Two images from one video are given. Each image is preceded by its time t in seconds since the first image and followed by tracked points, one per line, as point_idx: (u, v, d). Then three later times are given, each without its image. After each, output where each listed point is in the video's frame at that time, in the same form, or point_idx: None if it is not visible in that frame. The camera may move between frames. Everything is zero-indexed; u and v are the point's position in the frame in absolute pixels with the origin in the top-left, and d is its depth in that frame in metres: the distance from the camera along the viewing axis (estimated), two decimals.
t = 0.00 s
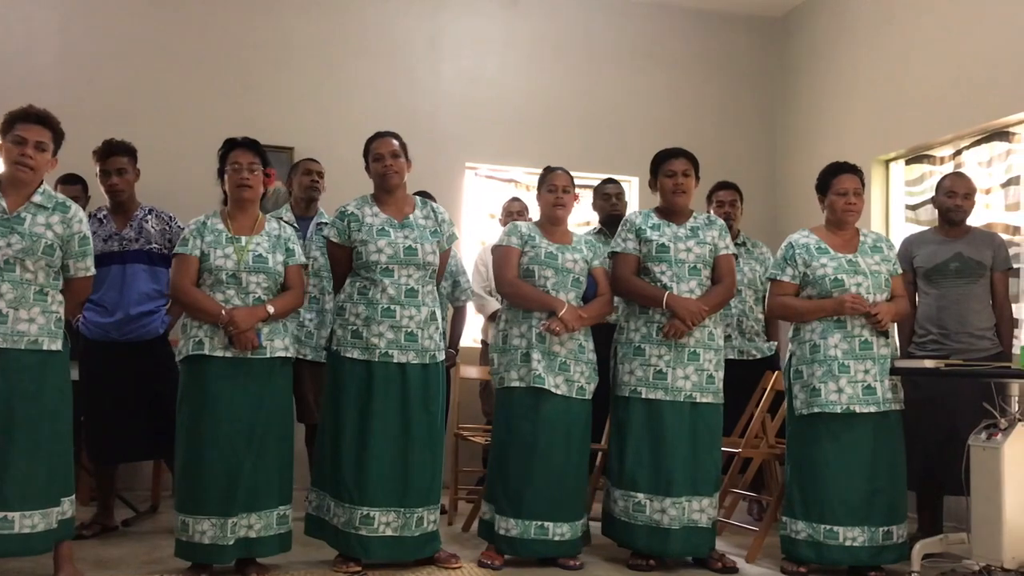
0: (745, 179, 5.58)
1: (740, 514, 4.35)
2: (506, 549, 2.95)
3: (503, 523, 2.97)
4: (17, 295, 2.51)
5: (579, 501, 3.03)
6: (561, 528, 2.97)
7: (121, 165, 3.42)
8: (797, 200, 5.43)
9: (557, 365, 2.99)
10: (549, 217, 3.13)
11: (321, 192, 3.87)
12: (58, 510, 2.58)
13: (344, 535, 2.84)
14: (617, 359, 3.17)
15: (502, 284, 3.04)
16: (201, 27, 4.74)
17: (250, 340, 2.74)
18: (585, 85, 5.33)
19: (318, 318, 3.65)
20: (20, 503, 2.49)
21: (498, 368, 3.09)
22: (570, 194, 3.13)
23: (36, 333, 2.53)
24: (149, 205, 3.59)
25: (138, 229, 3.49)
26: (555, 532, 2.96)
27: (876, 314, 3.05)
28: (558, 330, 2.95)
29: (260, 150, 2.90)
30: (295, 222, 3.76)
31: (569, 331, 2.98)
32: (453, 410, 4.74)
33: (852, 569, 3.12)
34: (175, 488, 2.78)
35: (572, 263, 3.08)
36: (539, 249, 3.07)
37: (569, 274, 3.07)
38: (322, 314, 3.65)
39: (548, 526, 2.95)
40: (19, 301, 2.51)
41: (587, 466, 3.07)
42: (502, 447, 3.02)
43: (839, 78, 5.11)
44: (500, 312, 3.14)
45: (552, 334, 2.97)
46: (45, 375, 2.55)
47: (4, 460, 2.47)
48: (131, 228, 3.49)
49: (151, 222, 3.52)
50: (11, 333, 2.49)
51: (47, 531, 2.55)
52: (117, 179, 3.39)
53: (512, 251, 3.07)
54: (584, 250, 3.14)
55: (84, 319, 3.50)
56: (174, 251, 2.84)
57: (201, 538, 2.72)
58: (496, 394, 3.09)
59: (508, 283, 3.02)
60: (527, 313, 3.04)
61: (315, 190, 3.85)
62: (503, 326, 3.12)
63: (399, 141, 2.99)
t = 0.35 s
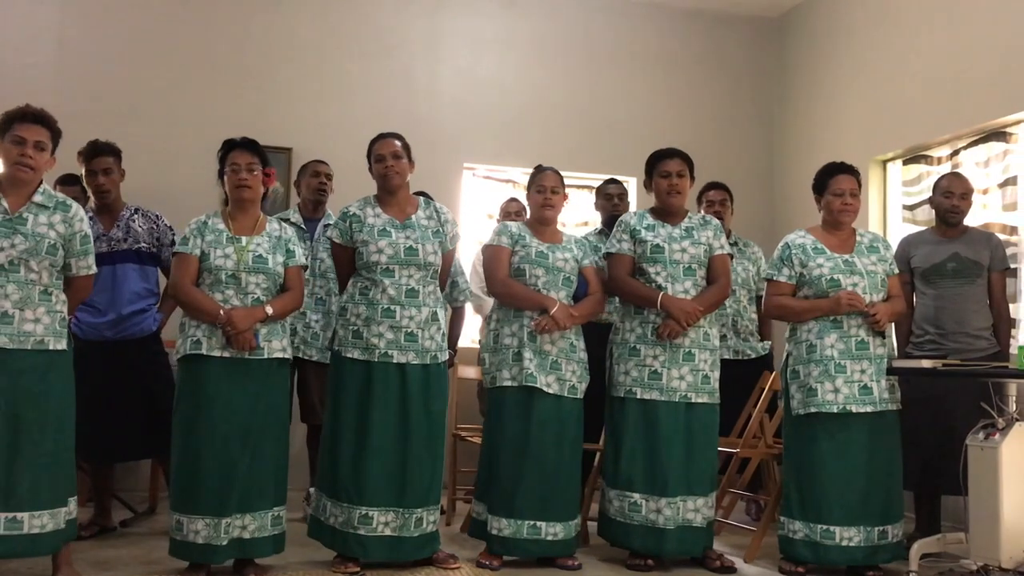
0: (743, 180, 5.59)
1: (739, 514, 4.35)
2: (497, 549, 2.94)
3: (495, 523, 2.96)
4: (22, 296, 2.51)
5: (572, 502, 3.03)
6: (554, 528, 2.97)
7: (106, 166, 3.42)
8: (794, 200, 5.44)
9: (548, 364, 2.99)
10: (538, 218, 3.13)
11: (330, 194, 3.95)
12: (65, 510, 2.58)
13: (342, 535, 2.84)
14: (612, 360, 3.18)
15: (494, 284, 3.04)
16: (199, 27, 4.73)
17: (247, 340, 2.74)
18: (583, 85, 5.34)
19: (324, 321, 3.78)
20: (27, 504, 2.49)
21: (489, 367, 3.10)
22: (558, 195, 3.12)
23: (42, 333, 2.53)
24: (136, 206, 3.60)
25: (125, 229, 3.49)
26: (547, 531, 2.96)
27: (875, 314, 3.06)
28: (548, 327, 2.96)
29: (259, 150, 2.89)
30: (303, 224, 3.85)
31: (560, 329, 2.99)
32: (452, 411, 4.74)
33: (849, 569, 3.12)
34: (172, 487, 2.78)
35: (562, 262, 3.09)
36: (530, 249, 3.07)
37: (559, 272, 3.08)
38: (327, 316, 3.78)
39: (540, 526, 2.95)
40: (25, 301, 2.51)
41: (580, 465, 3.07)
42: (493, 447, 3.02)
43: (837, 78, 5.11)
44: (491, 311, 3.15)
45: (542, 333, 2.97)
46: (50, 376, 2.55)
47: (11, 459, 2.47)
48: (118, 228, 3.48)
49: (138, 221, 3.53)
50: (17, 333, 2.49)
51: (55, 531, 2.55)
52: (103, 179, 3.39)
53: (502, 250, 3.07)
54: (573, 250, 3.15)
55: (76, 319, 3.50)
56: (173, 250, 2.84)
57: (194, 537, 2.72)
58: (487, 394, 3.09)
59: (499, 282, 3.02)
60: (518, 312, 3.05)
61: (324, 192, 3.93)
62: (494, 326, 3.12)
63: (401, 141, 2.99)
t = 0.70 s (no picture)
0: (744, 180, 5.58)
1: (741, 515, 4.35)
2: (494, 549, 2.95)
3: (492, 523, 2.96)
4: (36, 295, 2.51)
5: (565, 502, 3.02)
6: (550, 528, 2.97)
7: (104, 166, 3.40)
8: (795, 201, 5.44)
9: (542, 363, 2.99)
10: (530, 219, 3.13)
11: (341, 195, 3.99)
12: (81, 508, 2.60)
13: (347, 535, 2.84)
14: (612, 360, 3.18)
15: (487, 284, 3.04)
16: (201, 27, 4.74)
17: (250, 340, 2.74)
18: (584, 85, 5.34)
19: (335, 321, 3.90)
20: (44, 502, 2.51)
21: (483, 368, 3.09)
22: (548, 195, 3.12)
23: (56, 332, 2.54)
24: (137, 205, 3.58)
25: (127, 228, 3.48)
26: (543, 531, 2.96)
27: (876, 313, 3.05)
28: (540, 326, 2.96)
29: (264, 150, 2.89)
30: (315, 224, 3.97)
31: (554, 327, 2.98)
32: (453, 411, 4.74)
33: (851, 570, 3.12)
34: (171, 484, 2.78)
35: (554, 261, 3.08)
36: (521, 249, 3.07)
37: (551, 271, 3.07)
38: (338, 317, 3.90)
39: (536, 526, 2.95)
40: (39, 300, 2.52)
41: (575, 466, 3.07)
42: (489, 446, 3.03)
43: (839, 78, 5.11)
44: (485, 312, 3.15)
45: (534, 331, 2.97)
46: (64, 375, 2.55)
47: (28, 458, 2.49)
48: (120, 228, 3.47)
49: (139, 221, 3.52)
50: (32, 332, 2.50)
51: (71, 530, 2.57)
52: (101, 180, 3.37)
53: (494, 251, 3.08)
54: (566, 248, 3.14)
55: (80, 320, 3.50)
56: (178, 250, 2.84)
57: (193, 537, 2.72)
58: (481, 395, 3.09)
59: (492, 283, 3.03)
60: (511, 312, 3.04)
61: (335, 194, 3.97)
62: (488, 327, 3.11)
63: (408, 142, 2.99)
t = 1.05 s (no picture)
0: (745, 181, 5.58)
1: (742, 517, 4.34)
2: (490, 549, 2.95)
3: (487, 523, 2.97)
4: (50, 295, 2.53)
5: (564, 501, 3.02)
6: (547, 528, 2.97)
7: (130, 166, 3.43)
8: (797, 202, 5.43)
9: (538, 363, 3.00)
10: (522, 220, 3.13)
11: (348, 197, 4.03)
12: (97, 507, 2.62)
13: (353, 535, 2.86)
14: (612, 361, 3.18)
15: (481, 284, 3.04)
16: (203, 29, 4.76)
17: (256, 340, 2.74)
18: (585, 86, 5.34)
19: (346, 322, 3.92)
20: (63, 501, 2.52)
21: (479, 368, 3.09)
22: (539, 194, 3.12)
23: (71, 332, 2.55)
24: (160, 208, 3.61)
25: (149, 229, 3.50)
26: (540, 531, 2.96)
27: (872, 314, 3.05)
28: (537, 324, 2.94)
29: (268, 151, 2.90)
30: (323, 225, 3.99)
31: (550, 324, 2.97)
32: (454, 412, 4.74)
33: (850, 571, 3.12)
34: (172, 484, 2.78)
35: (548, 259, 3.09)
36: (515, 248, 3.08)
37: (546, 270, 3.08)
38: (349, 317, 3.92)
39: (533, 526, 2.95)
40: (53, 301, 2.53)
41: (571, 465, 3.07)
42: (484, 446, 3.03)
43: (841, 79, 5.11)
44: (479, 311, 3.15)
45: (530, 328, 2.97)
46: (79, 374, 2.57)
47: (46, 458, 2.50)
48: (143, 229, 3.50)
49: (162, 223, 3.54)
50: (47, 333, 2.51)
51: (89, 528, 2.59)
52: (126, 178, 3.40)
53: (489, 251, 3.08)
54: (560, 247, 3.16)
55: (100, 320, 3.52)
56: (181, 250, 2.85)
57: (198, 536, 2.72)
58: (476, 394, 3.09)
59: (486, 283, 3.02)
60: (507, 311, 3.05)
61: (343, 195, 4.01)
62: (484, 327, 3.12)
63: (415, 143, 3.00)
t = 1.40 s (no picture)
0: (743, 182, 5.58)
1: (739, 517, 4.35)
2: (488, 550, 2.95)
3: (485, 525, 2.97)
4: (60, 297, 2.53)
5: (562, 502, 3.03)
6: (544, 529, 2.97)
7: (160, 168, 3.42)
8: (795, 203, 5.43)
9: (534, 364, 3.00)
10: (516, 220, 3.13)
11: (351, 200, 4.00)
12: (110, 507, 2.62)
13: (352, 536, 2.86)
14: (611, 362, 3.18)
15: (476, 286, 3.04)
16: (202, 29, 4.75)
17: (255, 341, 2.74)
18: (584, 87, 5.34)
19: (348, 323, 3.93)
20: (76, 502, 2.52)
21: (474, 369, 3.09)
22: (531, 195, 3.11)
23: (80, 334, 2.55)
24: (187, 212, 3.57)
25: (174, 234, 3.45)
26: (538, 532, 2.96)
27: (866, 314, 3.06)
28: (531, 327, 2.96)
29: (266, 153, 2.90)
30: (327, 227, 4.00)
31: (545, 328, 3.00)
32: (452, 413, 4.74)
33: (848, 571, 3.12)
34: (170, 486, 2.78)
35: (543, 261, 3.10)
36: (510, 249, 3.08)
37: (541, 272, 3.08)
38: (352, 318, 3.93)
39: (531, 527, 2.95)
40: (63, 302, 2.53)
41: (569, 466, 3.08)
42: (481, 447, 3.03)
43: (839, 80, 5.11)
44: (475, 313, 3.15)
45: (526, 332, 2.97)
46: (89, 375, 2.57)
47: (56, 460, 2.49)
48: (168, 233, 3.46)
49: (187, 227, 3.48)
50: (58, 335, 2.51)
51: (101, 528, 2.59)
52: (154, 179, 3.39)
53: (483, 254, 3.07)
54: (555, 248, 3.16)
55: (125, 325, 3.51)
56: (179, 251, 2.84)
57: (198, 538, 2.72)
58: (473, 394, 3.09)
59: (481, 285, 3.01)
60: (502, 314, 3.05)
61: (345, 198, 3.98)
62: (479, 328, 3.12)
63: (416, 143, 3.00)
